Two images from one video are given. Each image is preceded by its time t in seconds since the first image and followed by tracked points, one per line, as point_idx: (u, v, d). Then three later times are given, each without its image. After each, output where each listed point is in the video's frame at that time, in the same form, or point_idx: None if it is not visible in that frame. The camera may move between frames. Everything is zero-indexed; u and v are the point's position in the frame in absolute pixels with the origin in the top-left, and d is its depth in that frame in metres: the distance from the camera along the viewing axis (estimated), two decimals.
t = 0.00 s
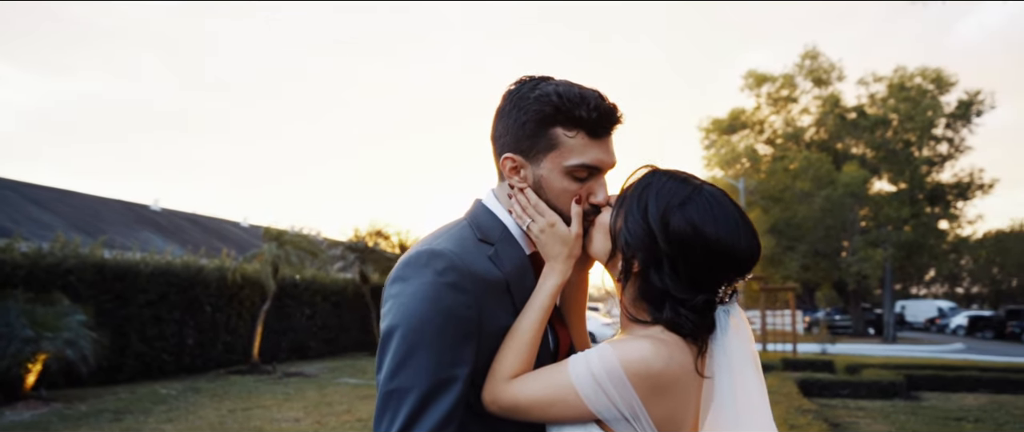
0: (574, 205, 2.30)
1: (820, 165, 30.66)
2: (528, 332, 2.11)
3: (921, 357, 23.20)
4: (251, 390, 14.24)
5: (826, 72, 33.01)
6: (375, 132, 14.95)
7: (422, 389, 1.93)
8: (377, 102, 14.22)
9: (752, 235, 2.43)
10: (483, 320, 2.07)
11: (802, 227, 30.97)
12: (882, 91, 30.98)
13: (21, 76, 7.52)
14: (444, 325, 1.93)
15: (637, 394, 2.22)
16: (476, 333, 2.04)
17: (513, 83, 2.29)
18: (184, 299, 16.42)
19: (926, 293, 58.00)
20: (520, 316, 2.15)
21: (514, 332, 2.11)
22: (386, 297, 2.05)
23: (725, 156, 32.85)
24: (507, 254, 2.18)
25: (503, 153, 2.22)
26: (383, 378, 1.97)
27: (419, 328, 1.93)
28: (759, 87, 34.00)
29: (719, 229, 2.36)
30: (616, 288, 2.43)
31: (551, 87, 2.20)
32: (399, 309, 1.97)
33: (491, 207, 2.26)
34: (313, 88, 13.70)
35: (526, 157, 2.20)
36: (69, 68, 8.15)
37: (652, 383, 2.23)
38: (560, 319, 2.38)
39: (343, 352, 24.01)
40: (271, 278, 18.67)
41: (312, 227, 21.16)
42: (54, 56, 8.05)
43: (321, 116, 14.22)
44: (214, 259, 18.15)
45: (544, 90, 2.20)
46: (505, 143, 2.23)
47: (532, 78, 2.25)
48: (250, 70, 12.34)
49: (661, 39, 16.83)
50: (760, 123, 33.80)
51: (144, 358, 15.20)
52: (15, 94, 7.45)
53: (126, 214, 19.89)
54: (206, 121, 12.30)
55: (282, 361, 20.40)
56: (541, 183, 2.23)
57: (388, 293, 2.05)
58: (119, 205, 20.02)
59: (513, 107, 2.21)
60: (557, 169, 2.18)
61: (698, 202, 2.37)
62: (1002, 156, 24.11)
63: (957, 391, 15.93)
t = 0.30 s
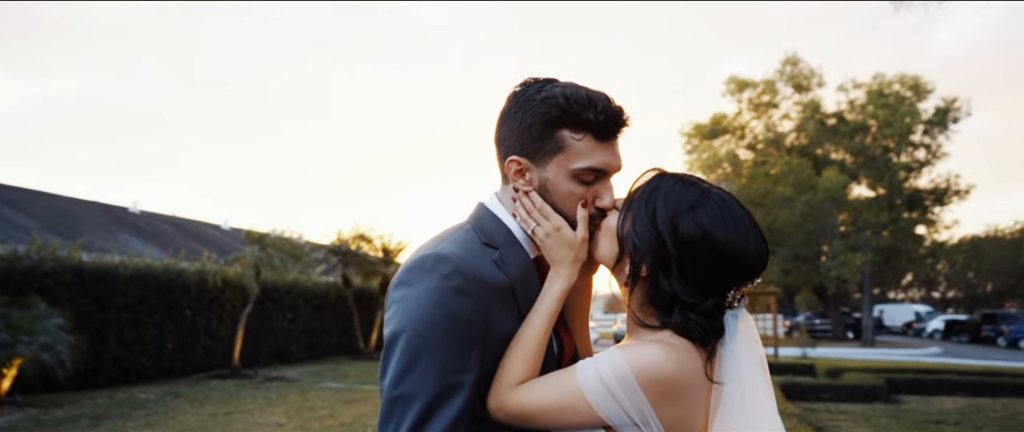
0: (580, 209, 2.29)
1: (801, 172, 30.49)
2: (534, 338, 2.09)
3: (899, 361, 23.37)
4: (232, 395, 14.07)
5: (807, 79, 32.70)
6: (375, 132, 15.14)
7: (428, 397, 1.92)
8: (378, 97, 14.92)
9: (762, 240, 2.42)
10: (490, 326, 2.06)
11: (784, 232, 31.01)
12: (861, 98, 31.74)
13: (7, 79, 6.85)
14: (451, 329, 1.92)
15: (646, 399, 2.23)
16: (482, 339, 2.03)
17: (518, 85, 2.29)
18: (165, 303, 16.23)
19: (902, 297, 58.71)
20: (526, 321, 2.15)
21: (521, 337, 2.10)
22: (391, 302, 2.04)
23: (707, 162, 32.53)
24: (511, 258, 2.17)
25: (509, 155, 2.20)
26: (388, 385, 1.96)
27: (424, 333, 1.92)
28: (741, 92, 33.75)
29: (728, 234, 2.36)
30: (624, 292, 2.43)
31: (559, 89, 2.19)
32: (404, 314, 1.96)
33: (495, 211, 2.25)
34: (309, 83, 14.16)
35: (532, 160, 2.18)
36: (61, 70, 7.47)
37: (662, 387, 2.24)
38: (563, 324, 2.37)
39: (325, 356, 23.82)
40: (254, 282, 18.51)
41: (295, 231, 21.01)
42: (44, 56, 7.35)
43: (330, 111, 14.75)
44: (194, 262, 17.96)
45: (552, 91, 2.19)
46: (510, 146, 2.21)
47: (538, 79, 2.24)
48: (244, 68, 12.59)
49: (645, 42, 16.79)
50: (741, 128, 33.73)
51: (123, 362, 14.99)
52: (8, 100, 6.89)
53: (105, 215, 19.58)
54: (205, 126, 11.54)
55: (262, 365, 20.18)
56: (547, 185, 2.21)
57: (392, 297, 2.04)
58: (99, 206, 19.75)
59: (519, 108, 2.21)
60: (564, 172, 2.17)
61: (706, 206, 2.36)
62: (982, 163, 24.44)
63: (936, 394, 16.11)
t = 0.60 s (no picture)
0: (583, 212, 2.32)
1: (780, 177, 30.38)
2: (537, 343, 2.13)
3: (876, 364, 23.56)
4: (211, 399, 13.90)
5: (785, 85, 32.93)
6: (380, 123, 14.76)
7: (434, 401, 1.96)
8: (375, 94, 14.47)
9: (768, 242, 2.44)
10: (494, 329, 2.09)
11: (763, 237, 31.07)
12: (839, 103, 31.94)
13: None
14: (454, 334, 1.95)
15: (653, 403, 2.24)
16: (485, 342, 2.06)
17: (521, 85, 2.30)
18: (142, 306, 16.00)
19: (879, 301, 59.31)
20: (529, 325, 2.18)
21: (523, 341, 2.13)
22: (392, 305, 2.07)
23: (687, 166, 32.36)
24: (514, 260, 2.20)
25: (511, 156, 2.22)
26: (392, 390, 2.00)
27: (428, 336, 1.96)
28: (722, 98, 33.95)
29: (734, 236, 2.36)
30: (627, 294, 2.44)
31: (562, 91, 2.19)
32: (407, 318, 2.00)
33: (497, 214, 2.26)
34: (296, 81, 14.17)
35: (536, 162, 2.19)
36: (27, 71, 7.54)
37: (670, 391, 2.24)
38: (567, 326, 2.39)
39: (305, 360, 23.62)
40: (234, 284, 18.39)
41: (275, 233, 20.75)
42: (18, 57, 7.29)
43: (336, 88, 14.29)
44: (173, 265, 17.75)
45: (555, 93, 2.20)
46: (512, 148, 2.23)
47: (541, 81, 2.25)
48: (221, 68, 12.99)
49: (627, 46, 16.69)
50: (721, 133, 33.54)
51: (99, 367, 14.76)
52: None
53: (79, 217, 19.28)
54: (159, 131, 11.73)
55: (241, 369, 19.97)
56: (551, 188, 2.24)
57: (393, 301, 2.07)
58: (73, 208, 19.44)
59: (520, 110, 2.22)
60: (567, 174, 2.18)
61: (712, 209, 2.36)
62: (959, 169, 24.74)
63: (913, 396, 16.28)
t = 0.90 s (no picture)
0: (583, 212, 2.32)
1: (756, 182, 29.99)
2: (537, 347, 2.14)
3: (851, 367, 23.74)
4: (186, 403, 13.72)
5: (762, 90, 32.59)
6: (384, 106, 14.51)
7: (434, 403, 1.97)
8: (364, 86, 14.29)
9: (770, 243, 2.44)
10: (493, 331, 2.10)
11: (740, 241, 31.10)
12: (814, 109, 32.21)
13: None
14: (454, 336, 1.96)
15: (656, 404, 2.24)
16: (486, 344, 2.07)
17: (520, 85, 2.30)
18: (116, 309, 15.76)
19: (854, 305, 60.07)
20: (528, 327, 2.19)
21: (522, 346, 2.14)
22: (392, 306, 2.08)
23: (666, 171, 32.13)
24: (512, 263, 2.21)
25: (509, 158, 2.22)
26: (391, 392, 2.01)
27: (428, 337, 1.97)
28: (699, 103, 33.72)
29: (737, 237, 2.36)
30: (627, 296, 2.44)
31: (561, 91, 2.20)
32: (407, 319, 2.01)
33: (496, 215, 2.27)
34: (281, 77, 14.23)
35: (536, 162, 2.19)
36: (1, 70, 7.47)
37: (673, 392, 2.24)
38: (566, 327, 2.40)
39: (282, 364, 23.36)
40: (211, 287, 18.07)
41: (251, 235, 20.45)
42: None
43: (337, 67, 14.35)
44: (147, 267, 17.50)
45: (554, 93, 2.21)
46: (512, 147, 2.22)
47: (540, 81, 2.25)
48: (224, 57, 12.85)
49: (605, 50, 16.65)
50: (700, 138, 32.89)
51: (71, 370, 14.52)
52: None
53: (50, 219, 18.99)
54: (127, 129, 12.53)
55: (217, 372, 19.73)
56: (551, 188, 2.24)
57: (393, 302, 2.08)
58: (43, 210, 19.14)
59: (520, 110, 2.22)
60: (567, 175, 2.19)
61: (713, 210, 2.36)
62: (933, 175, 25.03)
63: (887, 398, 16.48)
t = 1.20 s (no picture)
0: (579, 211, 2.31)
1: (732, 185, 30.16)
2: (533, 347, 2.13)
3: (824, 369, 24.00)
4: (158, 407, 13.51)
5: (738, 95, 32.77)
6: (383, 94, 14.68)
7: (430, 404, 1.94)
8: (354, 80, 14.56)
9: (767, 243, 2.45)
10: (491, 331, 2.10)
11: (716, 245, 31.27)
12: (788, 114, 32.66)
13: None
14: (452, 335, 1.95)
15: (656, 402, 2.24)
16: (483, 343, 2.07)
17: (515, 84, 2.31)
18: (87, 310, 15.50)
19: (825, 307, 60.94)
20: (524, 326, 2.18)
21: (520, 346, 2.14)
22: (388, 306, 2.06)
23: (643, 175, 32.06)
24: (508, 261, 2.20)
25: (505, 156, 2.22)
26: (387, 394, 1.98)
27: (425, 336, 1.95)
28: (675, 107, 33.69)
29: (736, 235, 2.37)
30: (625, 295, 2.45)
31: (556, 89, 2.21)
32: (404, 318, 1.98)
33: (492, 214, 2.27)
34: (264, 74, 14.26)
35: (532, 161, 2.20)
36: None
37: (673, 390, 2.25)
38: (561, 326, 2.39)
39: (257, 367, 23.10)
40: (185, 288, 17.90)
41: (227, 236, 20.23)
42: None
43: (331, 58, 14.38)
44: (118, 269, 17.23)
45: (549, 91, 2.22)
46: (508, 146, 2.22)
47: (535, 80, 2.26)
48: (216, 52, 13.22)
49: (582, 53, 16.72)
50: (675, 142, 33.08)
51: (39, 373, 14.21)
52: None
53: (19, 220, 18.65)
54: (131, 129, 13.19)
55: (190, 375, 19.45)
56: (548, 185, 2.23)
57: (389, 301, 2.06)
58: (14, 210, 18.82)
59: (516, 108, 2.23)
60: (564, 173, 2.19)
61: (711, 208, 2.37)
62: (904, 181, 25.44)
63: (860, 400, 16.71)
